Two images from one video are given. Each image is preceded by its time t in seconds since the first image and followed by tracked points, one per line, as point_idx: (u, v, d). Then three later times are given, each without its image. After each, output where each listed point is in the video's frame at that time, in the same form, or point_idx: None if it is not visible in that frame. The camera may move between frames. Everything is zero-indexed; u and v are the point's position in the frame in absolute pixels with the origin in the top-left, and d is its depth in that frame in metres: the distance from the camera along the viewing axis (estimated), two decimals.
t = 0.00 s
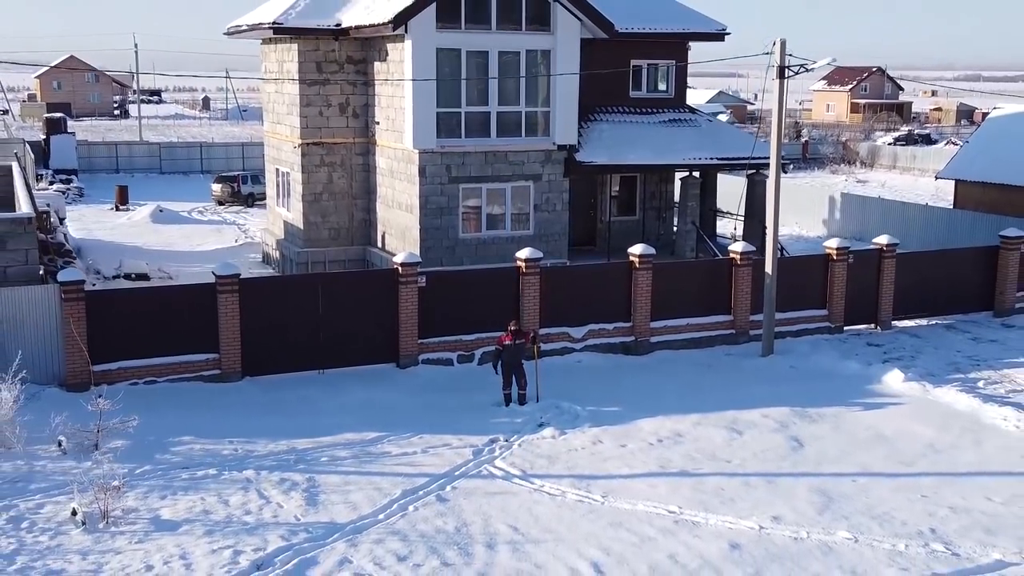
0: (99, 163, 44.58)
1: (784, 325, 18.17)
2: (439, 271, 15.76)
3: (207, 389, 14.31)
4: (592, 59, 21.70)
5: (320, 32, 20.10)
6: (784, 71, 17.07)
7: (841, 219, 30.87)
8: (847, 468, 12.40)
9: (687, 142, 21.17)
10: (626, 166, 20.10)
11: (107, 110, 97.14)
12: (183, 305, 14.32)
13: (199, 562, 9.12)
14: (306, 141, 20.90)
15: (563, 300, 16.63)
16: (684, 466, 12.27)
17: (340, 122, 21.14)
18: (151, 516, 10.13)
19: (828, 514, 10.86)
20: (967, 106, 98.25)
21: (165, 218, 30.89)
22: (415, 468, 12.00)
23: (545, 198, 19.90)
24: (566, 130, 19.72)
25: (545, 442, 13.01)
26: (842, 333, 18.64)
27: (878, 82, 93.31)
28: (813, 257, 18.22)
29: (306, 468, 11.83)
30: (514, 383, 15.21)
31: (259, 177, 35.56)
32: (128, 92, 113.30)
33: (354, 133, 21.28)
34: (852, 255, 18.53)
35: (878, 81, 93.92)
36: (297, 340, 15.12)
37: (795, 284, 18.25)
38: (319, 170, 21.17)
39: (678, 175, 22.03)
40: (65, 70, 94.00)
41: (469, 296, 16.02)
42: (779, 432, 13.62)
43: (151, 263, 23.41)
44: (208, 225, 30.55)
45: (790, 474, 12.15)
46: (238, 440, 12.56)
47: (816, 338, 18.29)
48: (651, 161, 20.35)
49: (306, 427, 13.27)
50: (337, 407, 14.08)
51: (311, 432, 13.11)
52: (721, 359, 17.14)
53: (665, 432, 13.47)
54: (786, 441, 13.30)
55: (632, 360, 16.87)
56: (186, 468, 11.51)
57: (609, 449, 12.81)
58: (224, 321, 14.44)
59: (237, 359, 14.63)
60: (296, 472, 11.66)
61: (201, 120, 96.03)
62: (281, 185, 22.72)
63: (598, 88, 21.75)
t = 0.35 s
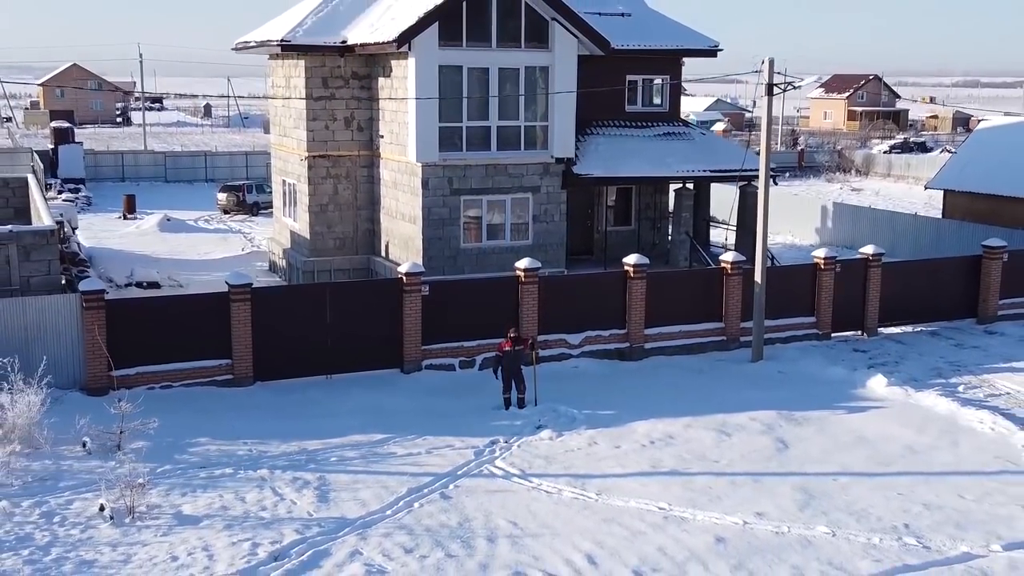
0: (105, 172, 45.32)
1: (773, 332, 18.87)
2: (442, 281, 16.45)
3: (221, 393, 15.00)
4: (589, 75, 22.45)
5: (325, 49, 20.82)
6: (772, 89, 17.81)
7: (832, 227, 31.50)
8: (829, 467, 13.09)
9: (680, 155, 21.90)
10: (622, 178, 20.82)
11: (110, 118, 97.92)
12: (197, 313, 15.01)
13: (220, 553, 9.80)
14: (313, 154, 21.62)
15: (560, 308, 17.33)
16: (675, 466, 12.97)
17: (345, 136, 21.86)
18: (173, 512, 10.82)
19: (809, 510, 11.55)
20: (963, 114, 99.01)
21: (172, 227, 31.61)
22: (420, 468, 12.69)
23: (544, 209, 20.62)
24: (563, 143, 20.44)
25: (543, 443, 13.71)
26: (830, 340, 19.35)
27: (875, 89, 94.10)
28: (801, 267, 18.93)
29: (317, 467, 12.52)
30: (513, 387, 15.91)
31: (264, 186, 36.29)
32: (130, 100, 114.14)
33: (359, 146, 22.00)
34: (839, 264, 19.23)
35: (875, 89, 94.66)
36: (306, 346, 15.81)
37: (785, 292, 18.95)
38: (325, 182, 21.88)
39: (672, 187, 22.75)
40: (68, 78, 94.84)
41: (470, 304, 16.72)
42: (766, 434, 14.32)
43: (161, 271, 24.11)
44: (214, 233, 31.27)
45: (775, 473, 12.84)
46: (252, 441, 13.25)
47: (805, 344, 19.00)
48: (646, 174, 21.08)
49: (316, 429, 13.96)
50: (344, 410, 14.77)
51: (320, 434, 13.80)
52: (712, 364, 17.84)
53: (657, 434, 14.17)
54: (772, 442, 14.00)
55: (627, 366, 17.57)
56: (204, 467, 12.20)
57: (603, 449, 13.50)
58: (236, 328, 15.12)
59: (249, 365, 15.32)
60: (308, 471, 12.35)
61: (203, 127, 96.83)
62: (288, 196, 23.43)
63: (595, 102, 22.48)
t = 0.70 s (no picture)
0: (110, 179, 45.98)
1: (764, 338, 19.50)
2: (443, 289, 17.08)
3: (232, 397, 15.63)
4: (586, 88, 23.12)
5: (330, 64, 21.47)
6: (762, 103, 18.47)
7: (825, 235, 32.08)
8: (813, 467, 13.72)
9: (674, 166, 22.54)
10: (618, 189, 21.46)
11: (112, 124, 98.66)
12: (210, 320, 15.63)
13: (237, 546, 10.43)
14: (318, 165, 22.27)
15: (558, 315, 17.96)
16: (666, 466, 13.60)
17: (349, 147, 22.51)
18: (191, 508, 11.44)
19: (793, 507, 12.17)
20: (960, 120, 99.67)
21: (178, 235, 32.25)
22: (424, 467, 13.32)
23: (542, 219, 21.27)
24: (561, 155, 21.10)
25: (541, 445, 14.34)
26: (819, 345, 19.99)
27: (872, 96, 94.80)
28: (791, 275, 19.56)
29: (325, 467, 13.14)
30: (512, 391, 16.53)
31: (267, 194, 36.94)
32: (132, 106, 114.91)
33: (363, 157, 22.65)
34: (828, 272, 19.86)
35: (872, 95, 95.31)
36: (313, 352, 16.43)
37: (775, 299, 19.58)
38: (330, 192, 22.53)
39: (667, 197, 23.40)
40: (71, 84, 95.58)
41: (471, 311, 17.35)
42: (755, 436, 14.94)
43: (169, 278, 24.74)
44: (220, 241, 31.93)
45: (762, 472, 13.47)
46: (263, 443, 13.88)
47: (795, 349, 19.63)
48: (641, 184, 21.72)
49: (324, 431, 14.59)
50: (350, 413, 15.39)
51: (328, 436, 14.42)
52: (705, 369, 18.47)
53: (650, 436, 14.80)
54: (760, 443, 14.63)
55: (622, 370, 18.20)
56: (218, 466, 12.83)
57: (598, 450, 14.13)
58: (247, 335, 15.75)
59: (259, 370, 15.94)
60: (317, 471, 12.98)
61: (205, 133, 97.56)
62: (294, 205, 24.08)
63: (592, 114, 23.13)
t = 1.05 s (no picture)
0: (117, 188, 46.73)
1: (755, 344, 20.21)
2: (446, 298, 17.78)
3: (245, 402, 16.33)
4: (585, 102, 23.87)
5: (337, 79, 22.20)
6: (753, 118, 19.19)
7: (819, 244, 32.74)
8: (799, 469, 14.41)
9: (669, 178, 23.27)
10: (615, 201, 22.18)
11: (115, 131, 99.35)
12: (222, 328, 16.32)
13: (254, 542, 11.12)
14: (324, 177, 22.99)
15: (556, 323, 18.66)
16: (659, 467, 14.30)
17: (355, 159, 23.22)
18: (210, 506, 12.14)
19: (778, 506, 12.87)
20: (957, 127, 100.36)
21: (186, 243, 32.95)
22: (428, 468, 14.02)
23: (542, 230, 21.98)
24: (560, 168, 21.82)
25: (540, 447, 15.05)
26: (809, 352, 20.70)
27: (870, 104, 95.55)
28: (782, 284, 20.27)
29: (335, 468, 13.85)
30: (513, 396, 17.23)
31: (272, 203, 37.64)
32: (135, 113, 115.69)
33: (368, 169, 23.36)
34: (818, 281, 20.56)
35: (870, 102, 96.01)
36: (322, 359, 17.13)
37: (766, 307, 20.29)
38: (336, 204, 23.24)
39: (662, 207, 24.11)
40: (75, 92, 96.39)
41: (473, 320, 18.05)
42: (744, 439, 15.64)
43: (179, 286, 25.45)
44: (227, 249, 32.63)
45: (749, 473, 14.16)
46: (276, 445, 14.58)
47: (785, 356, 20.34)
48: (637, 196, 22.44)
49: (333, 434, 15.30)
50: (358, 417, 16.11)
51: (337, 438, 15.12)
52: (698, 374, 19.18)
53: (644, 439, 15.50)
54: (749, 446, 15.33)
55: (618, 376, 18.90)
56: (234, 467, 13.53)
57: (594, 452, 14.83)
58: (258, 342, 16.44)
59: (270, 375, 16.64)
60: (327, 472, 13.68)
61: (207, 140, 98.32)
62: (300, 215, 24.80)
63: (590, 128, 23.86)
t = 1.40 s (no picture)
0: (123, 196, 47.42)
1: (749, 350, 20.84)
2: (449, 305, 18.41)
3: (255, 406, 16.96)
4: (583, 114, 24.53)
5: (342, 93, 22.88)
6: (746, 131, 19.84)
7: (814, 251, 33.36)
8: (788, 470, 15.04)
9: (666, 188, 23.92)
10: (613, 211, 22.82)
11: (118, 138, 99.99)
12: (234, 335, 16.96)
13: (268, 538, 11.74)
14: (330, 188, 23.65)
15: (555, 330, 19.28)
16: (654, 468, 14.92)
17: (359, 171, 23.88)
18: (226, 505, 12.77)
19: (767, 505, 13.49)
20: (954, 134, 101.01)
21: (192, 250, 33.60)
22: (433, 469, 14.64)
23: (541, 239, 22.63)
24: (559, 179, 22.47)
25: (540, 449, 15.67)
26: (801, 357, 21.32)
27: (868, 110, 96.26)
28: (774, 291, 20.90)
29: (343, 469, 14.47)
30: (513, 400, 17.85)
31: (276, 211, 38.27)
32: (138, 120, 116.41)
33: (372, 180, 24.01)
34: (809, 288, 21.19)
35: (868, 109, 96.69)
36: (329, 364, 17.76)
37: (759, 314, 20.92)
38: (341, 213, 23.89)
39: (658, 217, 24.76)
40: (78, 99, 97.12)
41: (475, 327, 18.68)
42: (736, 441, 16.26)
43: (188, 294, 26.09)
44: (233, 257, 33.26)
45: (740, 474, 14.79)
46: (286, 447, 15.21)
47: (777, 361, 20.96)
48: (634, 206, 23.08)
49: (340, 436, 15.93)
50: (365, 420, 16.73)
51: (344, 441, 15.75)
52: (693, 379, 19.80)
53: (639, 441, 16.12)
54: (741, 448, 15.95)
55: (615, 381, 19.52)
56: (247, 468, 14.15)
57: (591, 454, 15.45)
58: (268, 348, 17.07)
59: (280, 380, 17.27)
60: (336, 472, 14.31)
61: (209, 147, 99.01)
62: (306, 224, 25.44)
63: (589, 140, 24.52)
